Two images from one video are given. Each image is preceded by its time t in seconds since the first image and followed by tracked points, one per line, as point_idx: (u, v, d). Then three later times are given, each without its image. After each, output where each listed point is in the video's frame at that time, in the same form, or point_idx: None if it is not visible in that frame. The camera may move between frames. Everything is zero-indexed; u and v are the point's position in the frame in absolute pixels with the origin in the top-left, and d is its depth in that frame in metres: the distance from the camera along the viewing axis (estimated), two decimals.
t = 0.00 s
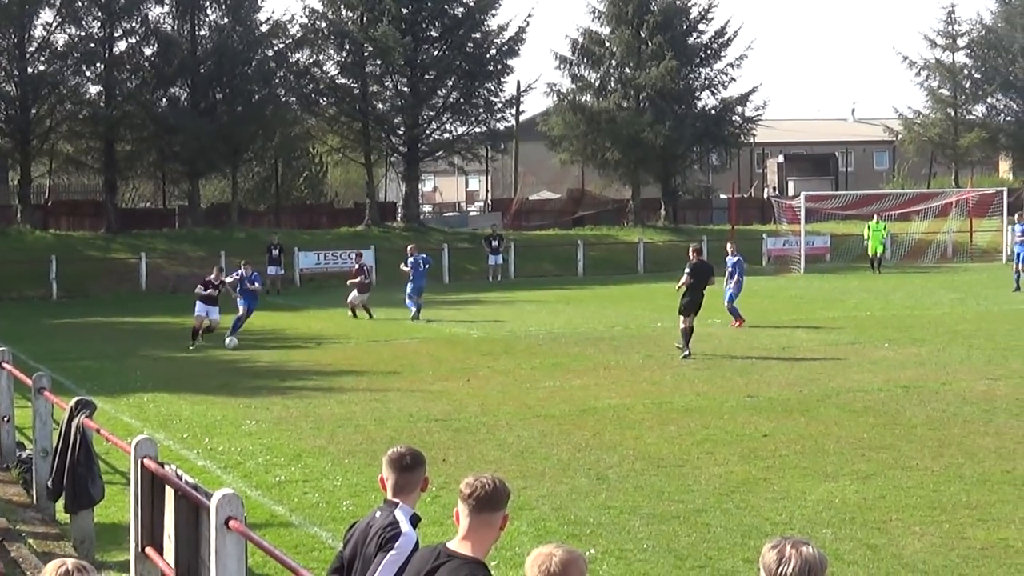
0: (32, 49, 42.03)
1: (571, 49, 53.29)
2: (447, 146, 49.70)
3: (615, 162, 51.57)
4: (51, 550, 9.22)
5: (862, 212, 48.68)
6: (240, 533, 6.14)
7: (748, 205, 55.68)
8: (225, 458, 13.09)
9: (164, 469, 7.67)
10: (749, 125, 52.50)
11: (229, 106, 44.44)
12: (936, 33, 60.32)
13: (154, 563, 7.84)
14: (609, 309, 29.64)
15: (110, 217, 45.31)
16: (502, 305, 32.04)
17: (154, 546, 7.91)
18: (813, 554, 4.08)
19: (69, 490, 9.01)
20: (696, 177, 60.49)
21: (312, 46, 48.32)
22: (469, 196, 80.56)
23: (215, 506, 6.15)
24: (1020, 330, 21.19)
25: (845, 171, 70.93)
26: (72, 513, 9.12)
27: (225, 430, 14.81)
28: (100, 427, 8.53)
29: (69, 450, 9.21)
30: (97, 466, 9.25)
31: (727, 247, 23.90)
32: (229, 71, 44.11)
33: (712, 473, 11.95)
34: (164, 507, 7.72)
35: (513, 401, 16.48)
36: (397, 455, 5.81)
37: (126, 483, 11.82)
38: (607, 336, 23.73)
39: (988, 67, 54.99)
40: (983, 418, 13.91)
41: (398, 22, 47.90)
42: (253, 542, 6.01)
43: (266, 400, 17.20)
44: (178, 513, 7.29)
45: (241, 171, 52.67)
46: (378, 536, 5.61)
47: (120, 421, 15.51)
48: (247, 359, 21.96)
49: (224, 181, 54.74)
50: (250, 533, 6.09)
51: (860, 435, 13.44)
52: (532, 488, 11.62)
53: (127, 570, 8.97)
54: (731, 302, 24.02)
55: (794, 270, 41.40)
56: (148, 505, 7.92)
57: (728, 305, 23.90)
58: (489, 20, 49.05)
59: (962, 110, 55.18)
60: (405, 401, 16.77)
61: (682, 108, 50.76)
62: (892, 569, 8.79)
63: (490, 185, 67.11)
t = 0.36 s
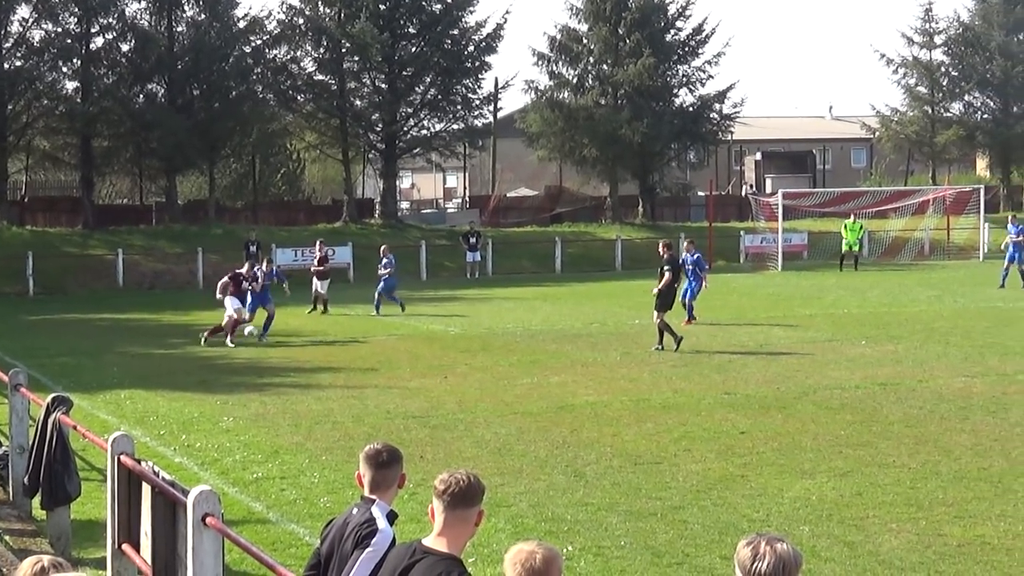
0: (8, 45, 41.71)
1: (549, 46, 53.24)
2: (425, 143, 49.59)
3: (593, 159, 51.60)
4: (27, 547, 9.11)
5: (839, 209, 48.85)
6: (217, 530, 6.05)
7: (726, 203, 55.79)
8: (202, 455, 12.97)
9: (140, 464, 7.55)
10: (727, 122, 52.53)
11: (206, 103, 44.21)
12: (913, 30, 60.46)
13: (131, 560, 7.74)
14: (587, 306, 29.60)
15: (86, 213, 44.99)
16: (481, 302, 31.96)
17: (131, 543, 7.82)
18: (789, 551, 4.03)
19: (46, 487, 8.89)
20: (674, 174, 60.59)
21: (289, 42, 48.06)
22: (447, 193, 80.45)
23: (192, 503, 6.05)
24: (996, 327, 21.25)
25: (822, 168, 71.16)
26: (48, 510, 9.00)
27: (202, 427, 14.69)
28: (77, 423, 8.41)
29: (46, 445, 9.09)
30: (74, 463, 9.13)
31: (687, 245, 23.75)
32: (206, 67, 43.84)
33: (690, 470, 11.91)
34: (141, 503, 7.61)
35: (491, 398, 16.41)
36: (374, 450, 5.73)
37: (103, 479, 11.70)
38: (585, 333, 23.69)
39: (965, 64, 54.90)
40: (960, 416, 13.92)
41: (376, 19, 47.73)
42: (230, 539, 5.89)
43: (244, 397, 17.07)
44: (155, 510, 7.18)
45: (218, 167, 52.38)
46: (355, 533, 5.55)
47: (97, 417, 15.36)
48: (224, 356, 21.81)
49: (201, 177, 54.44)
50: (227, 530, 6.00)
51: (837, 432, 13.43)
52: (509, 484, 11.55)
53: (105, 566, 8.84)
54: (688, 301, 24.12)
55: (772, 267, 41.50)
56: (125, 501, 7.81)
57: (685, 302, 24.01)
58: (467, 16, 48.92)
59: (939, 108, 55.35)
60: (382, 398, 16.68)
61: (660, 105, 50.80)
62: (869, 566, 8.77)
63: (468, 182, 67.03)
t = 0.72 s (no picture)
0: None
1: (500, 45, 53.10)
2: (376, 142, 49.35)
3: (544, 158, 51.59)
4: None
5: (789, 209, 49.16)
6: (165, 530, 5.90)
7: (676, 203, 55.99)
8: (150, 455, 12.73)
9: (88, 464, 7.35)
10: (677, 122, 52.72)
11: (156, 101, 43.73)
12: (863, 31, 60.55)
13: (78, 561, 7.55)
14: (538, 306, 29.50)
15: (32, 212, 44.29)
16: (431, 301, 31.80)
17: (78, 544, 7.63)
18: (733, 550, 3.94)
19: None
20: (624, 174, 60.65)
21: (240, 40, 47.56)
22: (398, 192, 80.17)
23: (139, 504, 5.91)
24: (944, 327, 21.39)
25: (772, 168, 71.53)
26: None
27: (150, 427, 14.45)
28: (21, 423, 8.17)
29: None
30: (19, 464, 8.88)
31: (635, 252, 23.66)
32: (156, 66, 43.31)
33: (640, 470, 11.87)
34: (87, 505, 7.42)
35: (441, 398, 16.26)
36: (323, 450, 5.61)
37: (49, 481, 11.46)
38: (537, 332, 23.60)
39: (914, 65, 53.84)
40: (908, 414, 13.99)
41: (327, 17, 47.41)
42: (178, 540, 5.75)
43: (194, 396, 16.83)
44: (102, 510, 7.00)
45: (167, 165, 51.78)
46: (302, 533, 5.41)
47: (42, 418, 15.07)
48: (173, 355, 21.50)
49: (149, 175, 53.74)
50: (176, 530, 5.84)
51: (785, 431, 13.44)
52: (459, 484, 11.44)
53: (50, 567, 8.63)
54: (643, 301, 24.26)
55: (722, 266, 41.65)
56: (71, 502, 7.63)
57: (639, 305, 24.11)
58: (419, 16, 48.73)
59: (888, 108, 54.53)
60: (332, 398, 16.49)
61: (611, 104, 50.88)
62: (817, 564, 8.75)
63: (419, 181, 66.69)
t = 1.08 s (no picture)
0: None
1: (449, 47, 52.93)
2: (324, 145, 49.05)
3: (493, 161, 51.53)
4: None
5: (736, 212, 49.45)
6: (110, 534, 5.73)
7: (624, 206, 56.15)
8: (94, 458, 12.48)
9: (31, 468, 7.15)
10: (626, 125, 52.86)
11: (101, 103, 43.03)
12: (811, 36, 60.91)
13: (21, 566, 7.34)
14: (487, 309, 29.41)
15: None
16: (380, 304, 31.61)
17: (22, 548, 7.42)
18: (676, 552, 3.88)
19: None
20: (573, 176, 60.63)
21: (187, 42, 46.99)
22: (347, 195, 79.78)
23: (84, 507, 5.73)
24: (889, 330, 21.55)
25: (720, 172, 71.91)
26: None
27: (95, 430, 14.18)
28: None
29: None
30: None
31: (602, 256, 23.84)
32: (102, 67, 42.63)
33: (588, 472, 11.81)
34: (31, 508, 7.22)
35: (390, 400, 16.12)
36: (270, 453, 5.48)
37: None
38: (486, 335, 23.51)
39: (861, 69, 54.03)
40: (854, 417, 14.06)
41: (275, 19, 46.92)
42: (125, 544, 5.60)
43: (140, 399, 16.57)
44: (46, 513, 6.82)
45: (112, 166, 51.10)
46: (250, 536, 5.26)
47: None
48: (119, 358, 21.17)
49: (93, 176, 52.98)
50: (122, 535, 5.68)
51: (732, 434, 13.45)
52: (407, 487, 11.31)
53: None
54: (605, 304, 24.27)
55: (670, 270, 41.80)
56: (13, 505, 7.42)
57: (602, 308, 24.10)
58: (367, 17, 48.41)
59: (835, 112, 54.72)
60: (280, 400, 16.30)
61: (559, 107, 50.92)
62: (763, 566, 8.72)
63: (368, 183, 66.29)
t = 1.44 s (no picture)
0: None
1: (388, 50, 52.69)
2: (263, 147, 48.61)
3: (432, 163, 51.35)
4: None
5: (675, 215, 49.73)
6: (45, 539, 5.55)
7: (563, 208, 56.25)
8: (29, 462, 12.19)
9: None
10: (565, 127, 52.98)
11: (37, 104, 42.28)
12: (749, 39, 61.23)
13: None
14: (427, 311, 29.24)
15: None
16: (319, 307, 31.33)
17: None
18: (612, 554, 3.83)
19: None
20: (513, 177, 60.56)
21: (124, 43, 46.25)
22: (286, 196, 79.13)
23: (18, 511, 5.53)
24: (827, 332, 21.69)
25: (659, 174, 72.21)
26: None
27: (29, 434, 13.85)
28: None
29: None
30: None
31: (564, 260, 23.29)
32: (37, 68, 41.87)
33: (527, 474, 11.73)
34: None
35: (329, 403, 15.93)
36: (203, 456, 5.33)
37: None
38: (425, 337, 23.37)
39: (799, 72, 54.52)
40: (792, 418, 14.12)
41: (213, 20, 46.35)
42: (61, 549, 5.42)
43: (75, 403, 16.23)
44: None
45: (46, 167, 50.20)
46: (186, 539, 5.12)
47: None
48: (54, 361, 20.74)
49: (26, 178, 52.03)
50: (57, 540, 5.50)
51: (671, 435, 13.44)
52: (346, 490, 11.16)
53: None
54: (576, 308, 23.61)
55: (609, 272, 41.90)
56: None
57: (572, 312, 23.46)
58: (306, 19, 48.05)
59: (774, 114, 55.12)
60: (218, 403, 16.06)
61: (499, 109, 50.88)
62: (702, 567, 8.69)
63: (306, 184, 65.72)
